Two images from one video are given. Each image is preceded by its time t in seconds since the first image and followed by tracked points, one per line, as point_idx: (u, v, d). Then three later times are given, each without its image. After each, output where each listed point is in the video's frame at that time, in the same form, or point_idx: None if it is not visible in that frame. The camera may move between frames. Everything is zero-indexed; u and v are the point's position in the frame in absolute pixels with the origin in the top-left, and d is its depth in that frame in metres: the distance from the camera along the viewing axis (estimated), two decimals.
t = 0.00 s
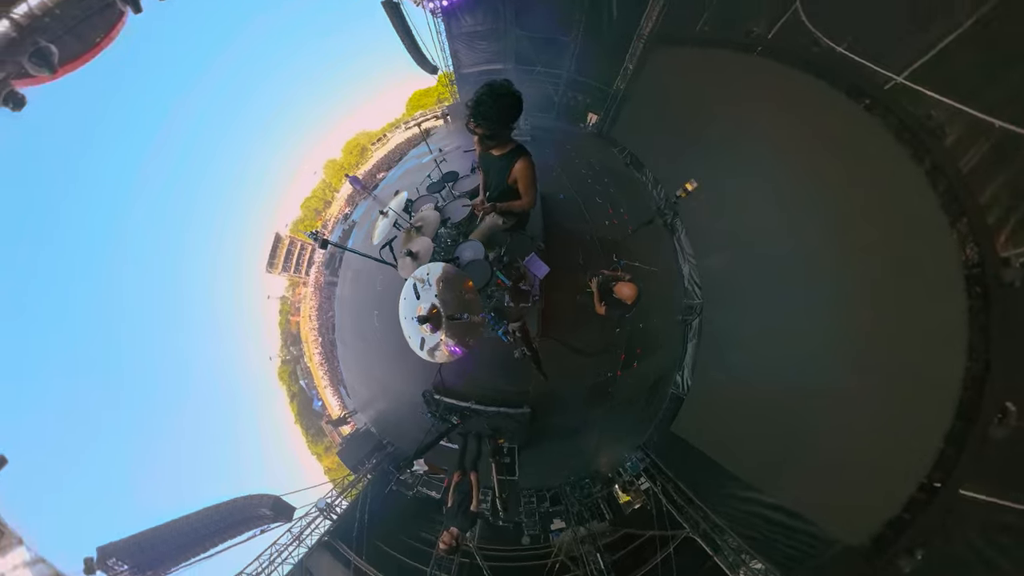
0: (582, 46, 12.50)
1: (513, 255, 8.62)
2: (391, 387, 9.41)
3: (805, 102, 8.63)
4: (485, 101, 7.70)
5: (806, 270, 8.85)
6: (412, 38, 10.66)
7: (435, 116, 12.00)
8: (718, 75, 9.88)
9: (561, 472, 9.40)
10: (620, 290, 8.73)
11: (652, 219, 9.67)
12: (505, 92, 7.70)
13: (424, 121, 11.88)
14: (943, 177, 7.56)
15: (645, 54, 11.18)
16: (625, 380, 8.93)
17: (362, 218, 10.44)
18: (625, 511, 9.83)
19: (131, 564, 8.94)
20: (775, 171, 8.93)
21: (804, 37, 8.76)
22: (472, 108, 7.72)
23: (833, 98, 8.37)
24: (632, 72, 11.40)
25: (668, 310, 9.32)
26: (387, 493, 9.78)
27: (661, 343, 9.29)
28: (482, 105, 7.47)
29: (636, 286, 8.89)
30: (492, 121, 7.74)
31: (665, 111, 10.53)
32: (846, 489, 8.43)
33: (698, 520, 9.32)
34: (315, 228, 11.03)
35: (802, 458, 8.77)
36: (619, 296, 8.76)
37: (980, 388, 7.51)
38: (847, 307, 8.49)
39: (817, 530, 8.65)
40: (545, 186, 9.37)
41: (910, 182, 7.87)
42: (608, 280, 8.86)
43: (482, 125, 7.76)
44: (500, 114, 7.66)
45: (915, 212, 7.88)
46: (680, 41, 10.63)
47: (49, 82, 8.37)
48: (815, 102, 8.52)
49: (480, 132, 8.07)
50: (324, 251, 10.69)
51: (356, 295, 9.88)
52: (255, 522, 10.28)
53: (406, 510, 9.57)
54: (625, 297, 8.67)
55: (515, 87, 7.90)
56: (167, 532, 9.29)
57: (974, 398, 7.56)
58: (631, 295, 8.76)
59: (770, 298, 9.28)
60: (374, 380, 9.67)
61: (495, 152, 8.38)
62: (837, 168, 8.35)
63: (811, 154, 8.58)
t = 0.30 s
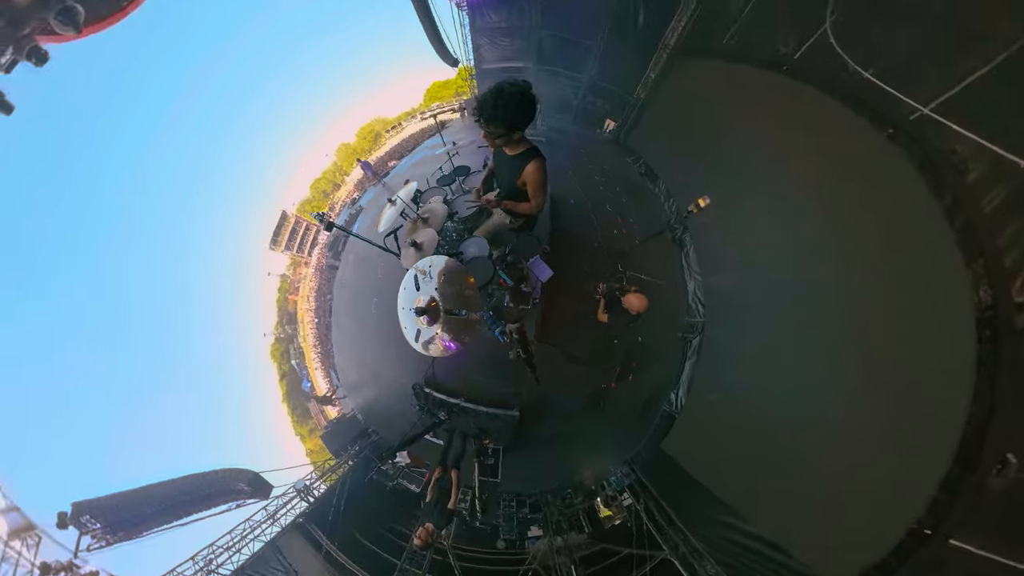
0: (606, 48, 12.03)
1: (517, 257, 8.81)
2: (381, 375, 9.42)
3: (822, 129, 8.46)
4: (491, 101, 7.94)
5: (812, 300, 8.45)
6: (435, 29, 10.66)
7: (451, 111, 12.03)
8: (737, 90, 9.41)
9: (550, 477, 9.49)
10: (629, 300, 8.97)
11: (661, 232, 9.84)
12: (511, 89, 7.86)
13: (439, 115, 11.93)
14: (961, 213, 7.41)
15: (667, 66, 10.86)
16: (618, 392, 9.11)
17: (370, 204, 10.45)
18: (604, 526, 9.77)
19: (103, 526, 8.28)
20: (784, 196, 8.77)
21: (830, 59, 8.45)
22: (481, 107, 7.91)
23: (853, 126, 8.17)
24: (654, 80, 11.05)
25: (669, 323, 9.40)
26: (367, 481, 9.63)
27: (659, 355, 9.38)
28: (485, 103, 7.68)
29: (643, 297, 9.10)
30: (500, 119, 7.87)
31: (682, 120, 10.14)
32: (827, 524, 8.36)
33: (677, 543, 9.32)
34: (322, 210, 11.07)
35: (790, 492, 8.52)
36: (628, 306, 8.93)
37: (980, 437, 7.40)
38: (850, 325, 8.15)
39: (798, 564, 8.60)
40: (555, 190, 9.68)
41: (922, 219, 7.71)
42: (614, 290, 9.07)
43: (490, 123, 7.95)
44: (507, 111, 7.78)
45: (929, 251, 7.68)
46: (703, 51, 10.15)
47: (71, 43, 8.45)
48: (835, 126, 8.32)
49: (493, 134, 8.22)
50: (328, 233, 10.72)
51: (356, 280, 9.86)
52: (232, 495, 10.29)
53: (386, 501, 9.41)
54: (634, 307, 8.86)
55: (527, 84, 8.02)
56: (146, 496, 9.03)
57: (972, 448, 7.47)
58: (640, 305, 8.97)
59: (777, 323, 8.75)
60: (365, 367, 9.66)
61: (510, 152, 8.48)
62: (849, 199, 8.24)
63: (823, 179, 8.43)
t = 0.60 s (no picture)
0: (629, 56, 12.43)
1: (521, 258, 8.79)
2: (372, 362, 9.39)
3: (844, 152, 8.15)
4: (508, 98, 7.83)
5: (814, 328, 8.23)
6: (459, 21, 10.64)
7: (468, 105, 12.01)
8: (754, 107, 9.25)
9: (530, 483, 9.48)
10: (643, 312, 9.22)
11: (669, 247, 9.91)
12: (529, 87, 7.77)
13: (456, 108, 11.92)
14: (978, 252, 7.00)
15: (689, 78, 10.71)
16: (611, 403, 9.23)
17: (379, 191, 10.39)
18: (582, 539, 9.42)
19: (82, 483, 8.38)
20: (797, 220, 8.49)
21: (856, 84, 8.20)
22: (496, 103, 7.80)
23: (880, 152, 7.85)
24: (675, 93, 11.04)
25: (669, 343, 9.68)
26: (348, 466, 9.46)
27: (657, 373, 9.65)
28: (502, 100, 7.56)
29: (659, 311, 9.36)
30: (517, 117, 7.75)
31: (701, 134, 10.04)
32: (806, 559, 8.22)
33: (655, 565, 9.24)
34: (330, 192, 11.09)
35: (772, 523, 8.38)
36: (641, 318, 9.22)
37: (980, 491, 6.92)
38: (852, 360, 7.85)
39: None
40: (566, 194, 9.61)
41: (941, 255, 7.27)
42: (623, 298, 9.17)
43: (506, 121, 7.84)
44: (524, 109, 7.67)
45: (947, 291, 7.24)
46: (728, 66, 9.98)
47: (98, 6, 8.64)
48: (855, 153, 8.05)
49: (507, 130, 8.12)
50: (335, 216, 10.74)
51: (358, 266, 9.83)
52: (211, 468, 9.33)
53: (361, 488, 9.31)
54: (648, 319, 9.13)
55: (545, 83, 7.92)
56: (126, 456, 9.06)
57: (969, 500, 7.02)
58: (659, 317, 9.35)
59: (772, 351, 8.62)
60: (358, 353, 9.61)
61: (523, 152, 8.43)
62: (862, 227, 7.88)
63: (838, 205, 8.12)
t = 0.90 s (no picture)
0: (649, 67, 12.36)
1: (525, 259, 8.67)
2: (366, 349, 9.34)
3: (862, 182, 7.97)
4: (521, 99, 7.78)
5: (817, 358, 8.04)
6: (483, 15, 10.54)
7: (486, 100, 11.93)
8: (773, 127, 9.07)
9: (510, 486, 9.32)
10: (660, 321, 8.71)
11: (677, 262, 9.77)
12: (543, 88, 7.72)
13: (473, 102, 11.89)
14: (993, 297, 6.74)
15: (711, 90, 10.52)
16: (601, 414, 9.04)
17: (389, 178, 10.39)
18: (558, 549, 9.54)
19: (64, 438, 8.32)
20: (808, 249, 8.37)
21: (881, 111, 7.94)
22: (508, 105, 7.77)
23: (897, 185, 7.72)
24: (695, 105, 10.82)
25: (668, 358, 9.50)
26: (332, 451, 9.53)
27: (652, 389, 9.44)
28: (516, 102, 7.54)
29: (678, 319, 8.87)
30: (530, 119, 7.72)
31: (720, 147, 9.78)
32: None
33: None
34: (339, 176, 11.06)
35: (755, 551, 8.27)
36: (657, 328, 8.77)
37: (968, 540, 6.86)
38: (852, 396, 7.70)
39: None
40: (577, 198, 9.48)
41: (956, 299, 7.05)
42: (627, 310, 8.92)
43: (518, 122, 7.78)
44: (538, 111, 7.64)
45: (957, 334, 7.03)
46: (753, 82, 9.73)
47: None
48: (873, 184, 7.89)
49: (519, 132, 8.07)
50: (342, 200, 10.74)
51: (361, 251, 9.81)
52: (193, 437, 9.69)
53: (343, 474, 9.33)
54: (665, 330, 8.62)
55: (559, 86, 7.87)
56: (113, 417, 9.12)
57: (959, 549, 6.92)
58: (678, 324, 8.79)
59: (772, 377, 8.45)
60: (352, 339, 9.57)
61: (535, 153, 8.32)
62: (873, 260, 7.72)
63: (850, 236, 7.94)
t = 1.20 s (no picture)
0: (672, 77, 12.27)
1: (529, 261, 8.58)
2: (360, 335, 9.32)
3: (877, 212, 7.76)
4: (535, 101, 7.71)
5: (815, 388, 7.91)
6: (508, 12, 10.49)
7: (504, 98, 11.87)
8: (792, 148, 8.85)
9: (489, 487, 9.21)
10: (671, 334, 8.23)
11: (681, 277, 9.58)
12: (557, 90, 7.61)
13: (492, 99, 11.84)
14: (1003, 343, 6.57)
15: (733, 106, 10.28)
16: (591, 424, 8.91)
17: (400, 167, 10.40)
18: (534, 558, 9.25)
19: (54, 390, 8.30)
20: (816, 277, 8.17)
21: (905, 141, 7.67)
22: (522, 105, 7.67)
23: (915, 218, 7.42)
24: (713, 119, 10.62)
25: (664, 374, 9.29)
26: (315, 435, 9.38)
27: (645, 403, 9.26)
28: (529, 103, 7.45)
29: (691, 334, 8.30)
30: (543, 120, 7.61)
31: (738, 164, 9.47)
32: None
33: None
34: (351, 160, 11.23)
35: None
36: (670, 342, 8.27)
37: None
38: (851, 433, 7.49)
39: None
40: (586, 204, 9.37)
41: (965, 345, 6.83)
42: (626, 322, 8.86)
43: (531, 124, 7.71)
44: (551, 113, 7.54)
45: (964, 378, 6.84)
46: (777, 101, 9.48)
47: None
48: (889, 216, 7.64)
49: (531, 134, 7.97)
50: (351, 184, 10.76)
51: (365, 238, 9.79)
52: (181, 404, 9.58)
53: (324, 459, 9.21)
54: (676, 342, 8.08)
55: (574, 87, 7.72)
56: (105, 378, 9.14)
57: None
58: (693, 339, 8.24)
59: (769, 405, 8.27)
60: (347, 324, 9.55)
61: (547, 156, 8.17)
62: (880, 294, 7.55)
63: (859, 268, 7.77)
